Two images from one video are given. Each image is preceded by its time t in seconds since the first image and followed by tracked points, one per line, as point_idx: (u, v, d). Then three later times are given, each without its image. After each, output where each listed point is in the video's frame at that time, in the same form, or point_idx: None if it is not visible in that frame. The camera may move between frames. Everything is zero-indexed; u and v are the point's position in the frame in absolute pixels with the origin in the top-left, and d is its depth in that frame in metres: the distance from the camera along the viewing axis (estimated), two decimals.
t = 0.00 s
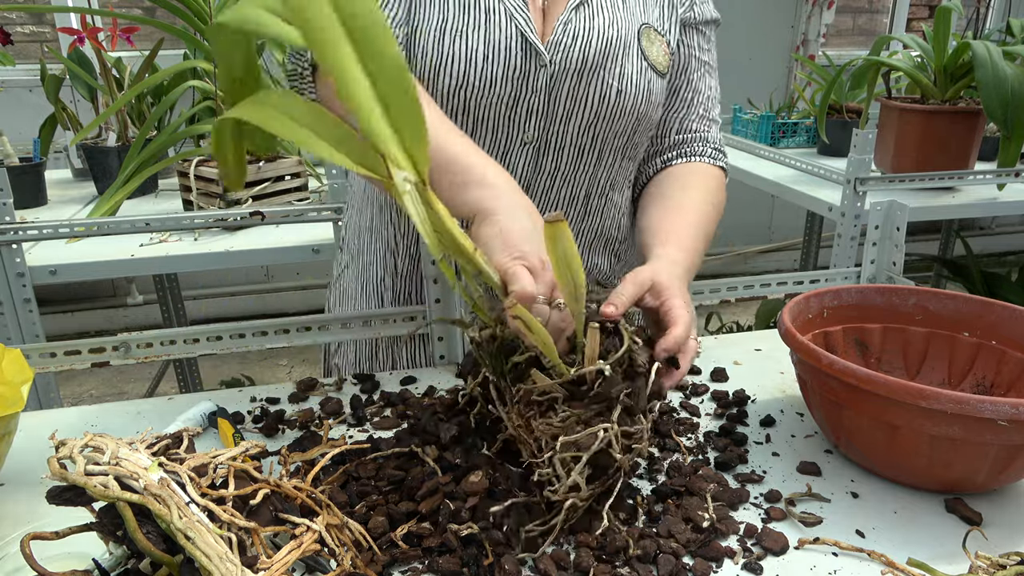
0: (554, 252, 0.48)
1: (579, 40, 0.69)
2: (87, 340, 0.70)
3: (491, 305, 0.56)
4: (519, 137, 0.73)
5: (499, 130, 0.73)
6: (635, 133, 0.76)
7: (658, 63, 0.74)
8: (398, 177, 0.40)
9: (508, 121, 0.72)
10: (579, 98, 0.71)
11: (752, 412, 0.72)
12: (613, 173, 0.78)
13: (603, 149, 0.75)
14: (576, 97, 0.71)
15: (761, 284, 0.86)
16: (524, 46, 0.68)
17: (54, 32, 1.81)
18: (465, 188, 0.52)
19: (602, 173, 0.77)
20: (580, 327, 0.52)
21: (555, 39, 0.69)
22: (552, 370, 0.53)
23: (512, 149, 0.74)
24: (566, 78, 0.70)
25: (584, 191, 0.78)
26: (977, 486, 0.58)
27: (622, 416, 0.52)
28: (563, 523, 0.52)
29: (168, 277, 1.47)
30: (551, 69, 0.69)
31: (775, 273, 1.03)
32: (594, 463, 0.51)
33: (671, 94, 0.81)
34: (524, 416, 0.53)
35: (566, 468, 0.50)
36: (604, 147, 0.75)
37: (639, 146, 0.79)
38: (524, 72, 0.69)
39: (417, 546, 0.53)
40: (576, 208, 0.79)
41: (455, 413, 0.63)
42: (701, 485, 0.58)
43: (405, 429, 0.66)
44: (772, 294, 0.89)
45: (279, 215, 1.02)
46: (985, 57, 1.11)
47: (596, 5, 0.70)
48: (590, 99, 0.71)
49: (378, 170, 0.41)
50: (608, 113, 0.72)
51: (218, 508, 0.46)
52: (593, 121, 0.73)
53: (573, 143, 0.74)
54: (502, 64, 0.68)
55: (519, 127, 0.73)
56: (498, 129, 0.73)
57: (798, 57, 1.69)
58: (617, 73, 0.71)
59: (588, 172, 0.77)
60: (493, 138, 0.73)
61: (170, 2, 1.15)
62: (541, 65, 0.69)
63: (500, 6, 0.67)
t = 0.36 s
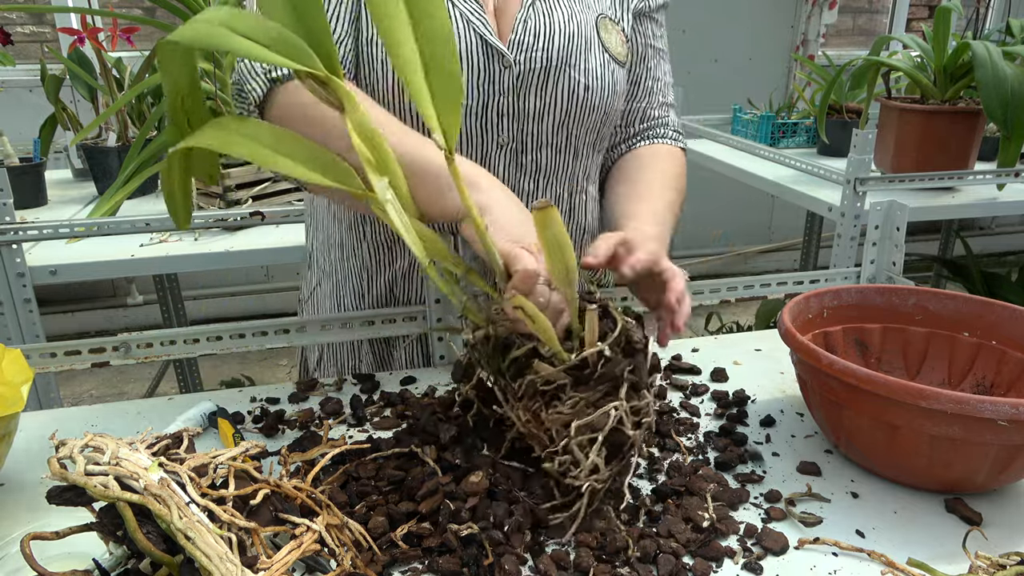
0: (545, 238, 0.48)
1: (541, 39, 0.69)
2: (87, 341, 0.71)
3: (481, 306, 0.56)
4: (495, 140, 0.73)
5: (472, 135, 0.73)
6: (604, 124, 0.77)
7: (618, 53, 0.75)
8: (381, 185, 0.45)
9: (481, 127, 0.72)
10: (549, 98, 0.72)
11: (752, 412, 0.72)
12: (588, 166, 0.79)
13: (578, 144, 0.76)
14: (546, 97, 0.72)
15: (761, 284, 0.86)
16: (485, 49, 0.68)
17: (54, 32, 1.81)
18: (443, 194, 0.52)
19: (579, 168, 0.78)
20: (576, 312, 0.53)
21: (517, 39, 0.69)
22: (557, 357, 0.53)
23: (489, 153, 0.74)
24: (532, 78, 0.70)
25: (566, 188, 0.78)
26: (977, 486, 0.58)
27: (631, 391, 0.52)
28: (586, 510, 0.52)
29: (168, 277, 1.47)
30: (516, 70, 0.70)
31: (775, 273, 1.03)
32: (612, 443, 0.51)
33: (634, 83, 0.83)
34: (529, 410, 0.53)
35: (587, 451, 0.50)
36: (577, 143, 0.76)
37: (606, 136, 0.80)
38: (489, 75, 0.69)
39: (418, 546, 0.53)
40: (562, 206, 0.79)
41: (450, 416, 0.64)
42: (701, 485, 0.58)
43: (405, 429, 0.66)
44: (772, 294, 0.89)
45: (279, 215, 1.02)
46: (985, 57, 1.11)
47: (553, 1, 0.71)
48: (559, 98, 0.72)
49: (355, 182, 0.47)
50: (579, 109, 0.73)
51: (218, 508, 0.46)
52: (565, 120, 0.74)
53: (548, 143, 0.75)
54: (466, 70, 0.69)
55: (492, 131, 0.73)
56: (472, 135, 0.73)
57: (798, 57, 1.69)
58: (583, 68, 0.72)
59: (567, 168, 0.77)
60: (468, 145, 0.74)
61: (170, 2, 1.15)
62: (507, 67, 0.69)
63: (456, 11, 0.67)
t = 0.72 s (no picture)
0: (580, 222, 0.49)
1: (532, 49, 0.69)
2: (87, 340, 0.70)
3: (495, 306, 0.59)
4: (490, 151, 0.73)
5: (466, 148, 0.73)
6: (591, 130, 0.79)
7: (602, 59, 0.76)
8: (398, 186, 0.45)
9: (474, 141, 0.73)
10: (542, 108, 0.72)
11: (752, 412, 0.72)
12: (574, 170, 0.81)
13: (567, 149, 0.78)
14: (539, 108, 0.72)
15: (761, 284, 0.86)
16: (475, 60, 0.67)
17: (54, 32, 1.81)
18: (449, 203, 0.54)
19: (568, 173, 0.81)
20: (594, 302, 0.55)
21: (508, 49, 0.68)
22: (579, 346, 0.54)
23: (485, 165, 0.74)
24: (525, 89, 0.70)
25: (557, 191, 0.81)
26: (977, 486, 0.58)
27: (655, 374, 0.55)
28: (616, 496, 0.53)
29: (168, 277, 1.47)
30: (508, 80, 0.69)
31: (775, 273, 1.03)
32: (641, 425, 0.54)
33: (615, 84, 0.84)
34: (554, 403, 0.54)
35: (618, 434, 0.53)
36: (566, 149, 0.78)
37: (592, 139, 0.82)
38: (481, 87, 0.69)
39: (418, 546, 0.53)
40: (554, 210, 0.81)
41: (449, 418, 0.64)
42: (701, 485, 0.58)
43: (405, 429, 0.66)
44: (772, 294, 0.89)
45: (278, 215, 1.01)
46: (985, 57, 1.11)
47: (540, 8, 0.70)
48: (551, 107, 0.72)
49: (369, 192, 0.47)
50: (570, 118, 0.74)
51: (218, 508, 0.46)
52: (557, 129, 0.74)
53: (541, 151, 0.76)
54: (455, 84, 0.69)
55: (488, 143, 0.73)
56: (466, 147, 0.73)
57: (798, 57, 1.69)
58: (574, 77, 0.72)
59: (557, 174, 0.79)
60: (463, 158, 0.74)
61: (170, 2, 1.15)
62: (498, 78, 0.69)
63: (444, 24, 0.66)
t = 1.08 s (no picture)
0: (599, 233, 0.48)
1: (533, 47, 0.69)
2: (87, 340, 0.71)
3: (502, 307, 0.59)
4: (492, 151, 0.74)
5: (468, 147, 0.73)
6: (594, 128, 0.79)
7: (602, 56, 0.77)
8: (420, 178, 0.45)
9: (476, 141, 0.73)
10: (543, 107, 0.72)
11: (752, 412, 0.72)
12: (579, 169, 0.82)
13: (571, 148, 0.78)
14: (540, 107, 0.72)
15: (761, 284, 0.86)
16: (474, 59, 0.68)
17: (54, 32, 1.81)
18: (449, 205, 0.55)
19: (573, 172, 0.81)
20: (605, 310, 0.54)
21: (509, 48, 0.69)
22: (587, 354, 0.54)
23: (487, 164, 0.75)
24: (526, 87, 0.71)
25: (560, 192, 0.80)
26: (978, 486, 0.58)
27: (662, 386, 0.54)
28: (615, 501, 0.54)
29: (168, 277, 1.47)
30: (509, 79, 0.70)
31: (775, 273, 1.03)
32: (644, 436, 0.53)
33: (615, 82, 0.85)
34: (558, 408, 0.54)
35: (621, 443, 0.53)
36: (570, 148, 0.78)
37: (595, 137, 0.82)
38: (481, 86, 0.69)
39: (418, 547, 0.53)
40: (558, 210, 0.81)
41: (449, 417, 0.64)
42: (701, 485, 0.58)
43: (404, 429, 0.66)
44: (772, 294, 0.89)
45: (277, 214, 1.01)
46: (985, 57, 1.11)
47: (540, 6, 0.71)
48: (553, 106, 0.73)
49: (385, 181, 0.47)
50: (572, 116, 0.74)
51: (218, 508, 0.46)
52: (559, 127, 0.75)
53: (544, 150, 0.76)
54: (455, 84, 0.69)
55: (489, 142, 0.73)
56: (468, 147, 0.73)
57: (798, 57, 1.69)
58: (575, 75, 0.73)
59: (562, 174, 0.79)
60: (465, 158, 0.74)
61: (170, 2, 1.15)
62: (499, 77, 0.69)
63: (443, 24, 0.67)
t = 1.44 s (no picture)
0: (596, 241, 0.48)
1: (524, 45, 0.70)
2: (87, 340, 0.71)
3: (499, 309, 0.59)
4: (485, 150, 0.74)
5: (461, 146, 0.74)
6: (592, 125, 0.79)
7: (600, 52, 0.77)
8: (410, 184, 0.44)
9: (469, 140, 0.73)
10: (536, 103, 0.73)
11: (752, 412, 0.72)
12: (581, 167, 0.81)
13: (570, 146, 0.78)
14: (533, 103, 0.73)
15: (761, 284, 0.86)
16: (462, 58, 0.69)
17: (54, 32, 1.81)
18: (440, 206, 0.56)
19: (574, 170, 0.80)
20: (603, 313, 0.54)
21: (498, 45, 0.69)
22: (586, 358, 0.54)
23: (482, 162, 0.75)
24: (518, 84, 0.71)
25: (560, 192, 0.80)
26: (978, 486, 0.58)
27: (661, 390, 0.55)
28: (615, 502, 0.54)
29: (168, 278, 1.47)
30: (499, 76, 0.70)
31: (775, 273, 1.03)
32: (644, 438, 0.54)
33: (616, 78, 0.85)
34: (558, 411, 0.54)
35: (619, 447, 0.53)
36: (569, 147, 0.78)
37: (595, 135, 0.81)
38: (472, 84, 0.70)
39: (418, 547, 0.52)
40: (558, 208, 0.81)
41: (446, 418, 0.65)
42: (701, 485, 0.58)
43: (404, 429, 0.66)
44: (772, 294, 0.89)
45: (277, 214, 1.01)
46: (985, 57, 1.11)
47: (533, 5, 0.72)
48: (546, 103, 0.73)
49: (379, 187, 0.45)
50: (568, 113, 0.74)
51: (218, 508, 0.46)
52: (554, 124, 0.75)
53: (540, 149, 0.76)
54: (444, 85, 0.71)
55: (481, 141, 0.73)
56: (462, 147, 0.74)
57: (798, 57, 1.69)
58: (568, 71, 0.73)
59: (562, 173, 0.79)
60: (459, 157, 0.74)
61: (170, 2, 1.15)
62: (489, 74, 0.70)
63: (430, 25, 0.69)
